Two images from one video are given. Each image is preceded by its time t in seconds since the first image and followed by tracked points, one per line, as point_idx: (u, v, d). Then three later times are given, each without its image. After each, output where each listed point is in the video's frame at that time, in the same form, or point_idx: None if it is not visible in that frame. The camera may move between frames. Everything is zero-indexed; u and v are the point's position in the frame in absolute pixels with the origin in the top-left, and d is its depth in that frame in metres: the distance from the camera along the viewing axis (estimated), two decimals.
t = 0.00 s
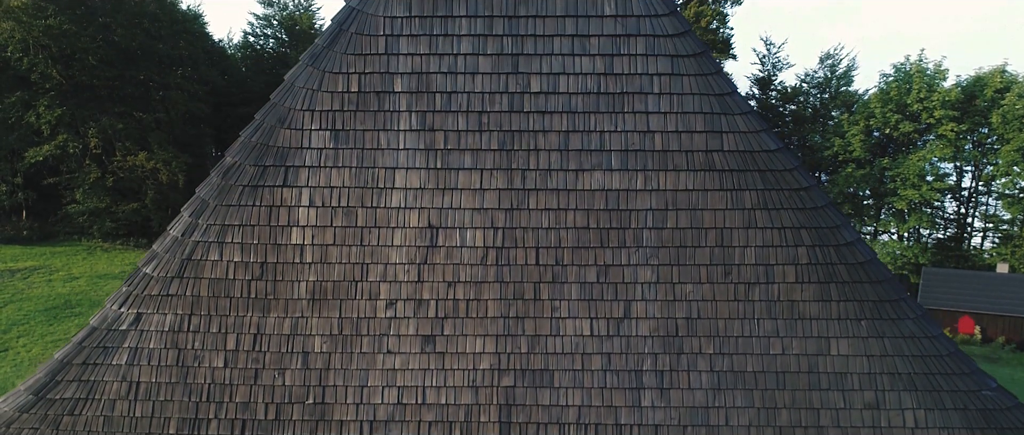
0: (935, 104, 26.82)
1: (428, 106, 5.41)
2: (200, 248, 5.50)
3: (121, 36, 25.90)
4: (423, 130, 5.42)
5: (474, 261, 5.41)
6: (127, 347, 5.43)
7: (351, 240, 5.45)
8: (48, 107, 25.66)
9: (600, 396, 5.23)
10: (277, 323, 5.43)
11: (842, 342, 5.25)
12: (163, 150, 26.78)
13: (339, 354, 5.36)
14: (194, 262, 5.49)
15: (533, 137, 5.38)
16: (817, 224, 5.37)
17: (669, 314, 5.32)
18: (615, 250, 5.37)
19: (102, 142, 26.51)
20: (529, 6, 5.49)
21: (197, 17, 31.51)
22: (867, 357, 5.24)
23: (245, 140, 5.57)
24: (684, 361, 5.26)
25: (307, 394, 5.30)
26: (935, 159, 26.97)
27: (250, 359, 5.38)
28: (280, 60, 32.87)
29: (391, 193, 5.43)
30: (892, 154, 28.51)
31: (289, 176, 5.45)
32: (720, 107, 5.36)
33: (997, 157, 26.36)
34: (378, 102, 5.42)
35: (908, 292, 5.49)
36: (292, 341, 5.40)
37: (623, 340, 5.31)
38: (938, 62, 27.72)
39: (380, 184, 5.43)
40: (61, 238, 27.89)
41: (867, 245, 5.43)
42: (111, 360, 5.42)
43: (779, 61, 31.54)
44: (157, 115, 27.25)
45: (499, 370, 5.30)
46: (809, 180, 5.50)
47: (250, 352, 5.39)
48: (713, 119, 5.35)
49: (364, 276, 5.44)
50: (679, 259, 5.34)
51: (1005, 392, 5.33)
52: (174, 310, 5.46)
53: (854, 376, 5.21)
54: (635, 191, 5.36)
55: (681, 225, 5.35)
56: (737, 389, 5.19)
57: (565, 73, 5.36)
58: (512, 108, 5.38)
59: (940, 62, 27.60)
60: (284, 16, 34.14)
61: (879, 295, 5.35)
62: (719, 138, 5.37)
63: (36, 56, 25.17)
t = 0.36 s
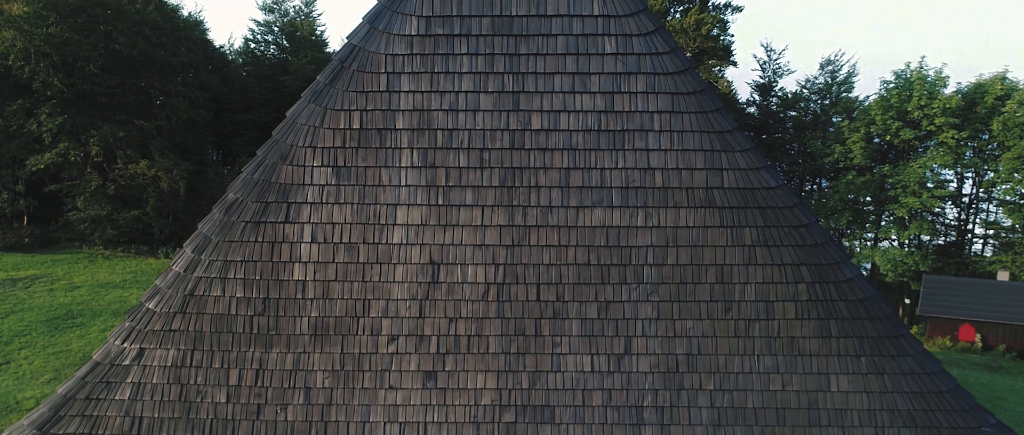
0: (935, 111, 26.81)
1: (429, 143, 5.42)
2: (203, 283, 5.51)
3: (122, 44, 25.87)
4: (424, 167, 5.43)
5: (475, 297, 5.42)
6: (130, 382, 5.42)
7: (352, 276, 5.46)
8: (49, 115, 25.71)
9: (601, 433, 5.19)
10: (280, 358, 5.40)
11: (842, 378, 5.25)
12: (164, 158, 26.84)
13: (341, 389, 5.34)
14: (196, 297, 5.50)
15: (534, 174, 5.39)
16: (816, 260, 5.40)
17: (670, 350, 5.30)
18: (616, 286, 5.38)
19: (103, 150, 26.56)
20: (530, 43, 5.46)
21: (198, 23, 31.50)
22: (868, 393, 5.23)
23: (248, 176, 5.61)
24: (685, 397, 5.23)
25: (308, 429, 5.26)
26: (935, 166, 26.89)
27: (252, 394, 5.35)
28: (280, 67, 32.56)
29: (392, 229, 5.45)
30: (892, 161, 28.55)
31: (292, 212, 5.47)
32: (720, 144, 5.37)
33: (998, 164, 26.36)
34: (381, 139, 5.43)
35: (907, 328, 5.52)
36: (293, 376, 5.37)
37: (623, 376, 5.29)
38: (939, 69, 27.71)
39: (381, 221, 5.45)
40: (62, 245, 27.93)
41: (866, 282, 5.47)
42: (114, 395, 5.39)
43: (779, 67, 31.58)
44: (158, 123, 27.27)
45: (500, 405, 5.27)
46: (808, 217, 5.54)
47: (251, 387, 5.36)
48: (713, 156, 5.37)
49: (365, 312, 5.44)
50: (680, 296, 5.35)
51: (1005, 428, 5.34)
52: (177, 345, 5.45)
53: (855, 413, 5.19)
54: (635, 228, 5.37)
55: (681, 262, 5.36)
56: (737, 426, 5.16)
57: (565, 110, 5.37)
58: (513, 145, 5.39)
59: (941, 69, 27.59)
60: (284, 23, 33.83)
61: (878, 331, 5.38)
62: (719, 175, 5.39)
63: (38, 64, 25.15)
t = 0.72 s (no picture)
0: (936, 119, 26.80)
1: (430, 180, 5.44)
2: (206, 318, 5.52)
3: (124, 52, 25.86)
4: (425, 203, 5.45)
5: (476, 333, 5.42)
6: (132, 416, 5.40)
7: (354, 311, 5.47)
8: (51, 123, 25.83)
9: None
10: (281, 392, 5.39)
11: (841, 414, 5.25)
12: (165, 165, 26.90)
13: (342, 424, 5.31)
14: (199, 332, 5.50)
15: (534, 211, 5.41)
16: (815, 296, 5.42)
17: (670, 385, 5.29)
18: (616, 322, 5.37)
19: (104, 158, 26.70)
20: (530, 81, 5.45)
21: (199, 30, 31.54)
22: (867, 429, 5.22)
23: (250, 212, 5.63)
24: (685, 433, 5.21)
25: None
26: (936, 173, 26.89)
27: (253, 429, 5.34)
28: (280, 72, 32.40)
29: (393, 265, 5.47)
30: (891, 167, 28.61)
31: (293, 249, 5.49)
32: (720, 181, 5.37)
33: (999, 171, 26.36)
34: (382, 175, 5.45)
35: (906, 364, 5.53)
36: (294, 411, 5.36)
37: (623, 411, 5.26)
38: (939, 76, 27.72)
39: (382, 257, 5.47)
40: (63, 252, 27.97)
41: (865, 318, 5.49)
42: (116, 430, 5.38)
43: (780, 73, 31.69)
44: (159, 130, 27.32)
45: None
46: (807, 253, 5.57)
47: (253, 422, 5.35)
48: (713, 193, 5.36)
49: (366, 347, 5.44)
50: (680, 332, 5.35)
51: None
52: (179, 380, 5.45)
53: None
54: (635, 264, 5.38)
55: (680, 298, 5.37)
56: None
57: (566, 147, 5.38)
58: (514, 182, 5.41)
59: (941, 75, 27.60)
60: (284, 29, 33.69)
61: (878, 367, 5.39)
62: (719, 212, 5.39)
63: (39, 73, 25.20)
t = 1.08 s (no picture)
0: (937, 126, 26.81)
1: (432, 216, 5.46)
2: (209, 352, 5.53)
3: (125, 60, 25.86)
4: (427, 239, 5.47)
5: (477, 367, 5.41)
6: None
7: (356, 346, 5.47)
8: (52, 131, 25.92)
9: None
10: (283, 427, 5.39)
11: None
12: (166, 173, 26.94)
13: None
14: (202, 366, 5.51)
15: (535, 246, 5.43)
16: (814, 332, 5.44)
17: (671, 420, 5.29)
18: (617, 357, 5.37)
19: (105, 166, 26.79)
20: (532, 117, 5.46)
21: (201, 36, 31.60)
22: None
23: (253, 247, 5.67)
24: None
25: None
26: (937, 180, 26.88)
27: None
28: (281, 78, 32.38)
29: (395, 300, 5.48)
30: (892, 174, 28.65)
31: (296, 284, 5.51)
32: (720, 218, 5.40)
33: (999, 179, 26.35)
34: (384, 211, 5.47)
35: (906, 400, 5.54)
36: None
37: None
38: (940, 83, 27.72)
39: (384, 292, 5.48)
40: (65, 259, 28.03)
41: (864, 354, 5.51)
42: None
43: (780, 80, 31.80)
44: (160, 137, 27.38)
45: None
46: (808, 289, 5.59)
47: None
48: (714, 229, 5.39)
49: (368, 382, 5.44)
50: (680, 367, 5.35)
51: None
52: (182, 414, 5.45)
53: None
54: (635, 300, 5.39)
55: (681, 334, 5.38)
56: None
57: (567, 184, 5.40)
58: (515, 218, 5.43)
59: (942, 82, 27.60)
60: (285, 34, 33.67)
61: (877, 402, 5.41)
62: (720, 248, 5.41)
63: (41, 81, 25.25)
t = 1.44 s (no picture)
0: (937, 133, 26.82)
1: (433, 252, 5.48)
2: (212, 386, 5.54)
3: (126, 68, 25.88)
4: (429, 275, 5.49)
5: (478, 403, 5.40)
6: None
7: (358, 381, 5.47)
8: (53, 139, 25.95)
9: None
10: None
11: None
12: (167, 181, 26.97)
13: None
14: (205, 400, 5.52)
15: (536, 282, 5.45)
16: (814, 367, 5.46)
17: None
18: (618, 392, 5.37)
19: (106, 174, 26.81)
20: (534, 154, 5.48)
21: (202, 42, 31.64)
22: None
23: (256, 281, 5.70)
24: None
25: None
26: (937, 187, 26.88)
27: None
28: (281, 85, 32.37)
29: (397, 335, 5.49)
30: (891, 181, 28.67)
31: (298, 319, 5.53)
32: (720, 254, 5.42)
33: (1000, 186, 26.36)
34: (386, 247, 5.50)
35: None
36: None
37: None
38: (941, 90, 27.73)
39: (385, 327, 5.50)
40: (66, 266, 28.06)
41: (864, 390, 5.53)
42: None
43: (781, 86, 31.87)
44: (161, 145, 27.40)
45: None
46: (807, 324, 5.61)
47: None
48: (713, 265, 5.41)
49: (370, 416, 5.43)
50: (681, 402, 5.34)
51: None
52: None
53: None
54: (636, 336, 5.40)
55: (683, 369, 5.38)
56: None
57: (567, 220, 5.42)
58: (516, 254, 5.45)
59: (942, 89, 27.61)
60: (286, 40, 33.66)
61: None
62: (720, 284, 5.43)
63: (42, 89, 25.26)
